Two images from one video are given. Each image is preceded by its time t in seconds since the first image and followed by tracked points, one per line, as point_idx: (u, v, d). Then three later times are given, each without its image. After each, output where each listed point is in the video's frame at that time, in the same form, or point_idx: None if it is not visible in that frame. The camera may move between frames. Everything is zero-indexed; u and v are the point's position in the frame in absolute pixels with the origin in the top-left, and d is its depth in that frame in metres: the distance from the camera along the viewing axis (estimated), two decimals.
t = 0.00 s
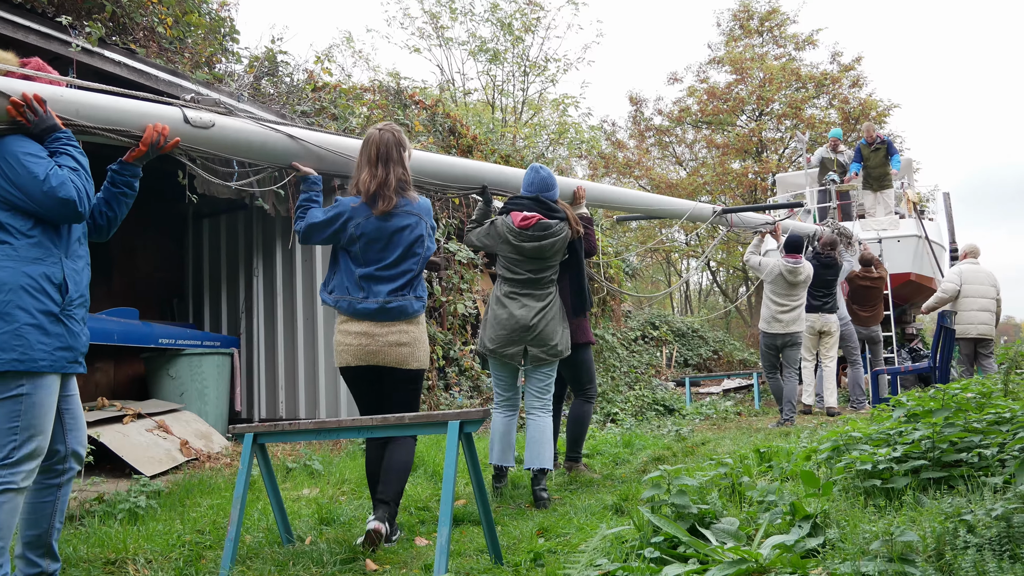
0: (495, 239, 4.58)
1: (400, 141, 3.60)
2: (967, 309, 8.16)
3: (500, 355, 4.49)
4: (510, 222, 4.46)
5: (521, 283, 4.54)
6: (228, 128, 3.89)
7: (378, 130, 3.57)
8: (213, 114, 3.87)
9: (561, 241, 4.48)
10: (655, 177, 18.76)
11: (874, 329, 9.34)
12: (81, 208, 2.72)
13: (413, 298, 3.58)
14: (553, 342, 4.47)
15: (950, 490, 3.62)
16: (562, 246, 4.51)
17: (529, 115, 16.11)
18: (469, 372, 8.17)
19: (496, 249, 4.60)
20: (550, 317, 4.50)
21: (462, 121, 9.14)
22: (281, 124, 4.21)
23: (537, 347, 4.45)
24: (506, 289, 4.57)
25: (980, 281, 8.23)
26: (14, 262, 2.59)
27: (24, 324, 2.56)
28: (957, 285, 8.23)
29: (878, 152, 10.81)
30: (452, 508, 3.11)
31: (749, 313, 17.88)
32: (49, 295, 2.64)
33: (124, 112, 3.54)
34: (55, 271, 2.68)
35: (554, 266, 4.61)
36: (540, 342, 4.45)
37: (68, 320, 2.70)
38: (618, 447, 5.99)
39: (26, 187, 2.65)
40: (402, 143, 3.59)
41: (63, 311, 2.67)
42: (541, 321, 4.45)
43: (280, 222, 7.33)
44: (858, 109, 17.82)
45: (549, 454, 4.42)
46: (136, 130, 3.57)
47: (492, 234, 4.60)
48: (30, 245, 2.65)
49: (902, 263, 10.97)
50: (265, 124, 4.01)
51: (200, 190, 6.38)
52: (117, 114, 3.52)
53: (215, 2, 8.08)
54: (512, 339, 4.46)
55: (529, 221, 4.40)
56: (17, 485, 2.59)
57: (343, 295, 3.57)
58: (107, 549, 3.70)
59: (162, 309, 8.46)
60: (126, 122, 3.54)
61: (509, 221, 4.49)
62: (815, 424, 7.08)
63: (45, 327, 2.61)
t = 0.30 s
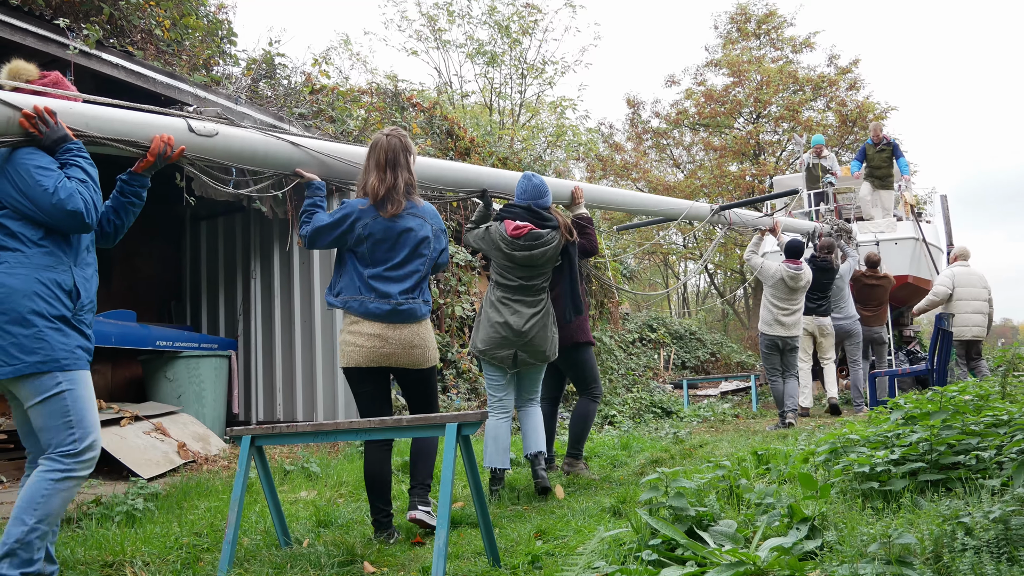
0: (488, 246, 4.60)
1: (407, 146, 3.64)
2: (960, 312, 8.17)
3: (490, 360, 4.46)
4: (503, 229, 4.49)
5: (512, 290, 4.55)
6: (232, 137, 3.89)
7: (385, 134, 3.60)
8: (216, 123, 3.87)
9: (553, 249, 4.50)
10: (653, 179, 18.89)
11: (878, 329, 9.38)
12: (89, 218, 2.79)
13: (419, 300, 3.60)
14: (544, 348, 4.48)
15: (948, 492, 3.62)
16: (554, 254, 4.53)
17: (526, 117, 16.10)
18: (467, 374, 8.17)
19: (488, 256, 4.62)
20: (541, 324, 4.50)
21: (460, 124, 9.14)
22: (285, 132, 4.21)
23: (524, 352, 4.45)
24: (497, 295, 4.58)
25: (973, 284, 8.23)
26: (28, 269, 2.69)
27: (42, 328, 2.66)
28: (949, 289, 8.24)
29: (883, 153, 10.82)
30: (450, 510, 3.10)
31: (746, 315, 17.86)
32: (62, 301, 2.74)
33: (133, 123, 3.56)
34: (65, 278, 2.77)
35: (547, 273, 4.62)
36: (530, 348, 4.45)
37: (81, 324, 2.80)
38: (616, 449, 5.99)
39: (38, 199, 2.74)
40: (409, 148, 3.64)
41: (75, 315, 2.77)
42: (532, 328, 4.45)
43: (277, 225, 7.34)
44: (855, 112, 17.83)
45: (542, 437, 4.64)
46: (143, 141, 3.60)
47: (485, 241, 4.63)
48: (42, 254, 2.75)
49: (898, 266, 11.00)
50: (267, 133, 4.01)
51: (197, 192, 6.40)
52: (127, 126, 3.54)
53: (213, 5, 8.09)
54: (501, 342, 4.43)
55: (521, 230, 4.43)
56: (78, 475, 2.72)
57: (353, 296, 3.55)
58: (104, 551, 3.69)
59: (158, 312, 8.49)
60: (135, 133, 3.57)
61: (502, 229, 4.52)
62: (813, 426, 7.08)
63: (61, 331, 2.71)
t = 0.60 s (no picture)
0: (496, 252, 4.62)
1: (420, 153, 3.69)
2: (961, 312, 8.17)
3: (501, 363, 4.63)
4: (511, 238, 4.48)
5: (521, 296, 4.63)
6: (247, 139, 3.87)
7: (400, 142, 3.66)
8: (231, 126, 3.86)
9: (561, 256, 4.52)
10: (652, 180, 18.93)
11: (880, 327, 9.41)
12: (111, 219, 2.83)
13: (434, 297, 3.72)
14: (553, 351, 4.61)
15: (947, 493, 3.63)
16: (561, 259, 4.56)
17: (526, 118, 16.10)
18: (466, 376, 8.17)
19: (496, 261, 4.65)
20: (550, 327, 4.61)
21: (459, 125, 9.14)
22: (296, 133, 4.19)
23: (536, 356, 4.58)
24: (506, 299, 4.67)
25: (976, 285, 8.22)
26: (51, 272, 2.74)
27: (64, 330, 2.70)
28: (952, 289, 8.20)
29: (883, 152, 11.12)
30: (449, 511, 3.09)
31: (745, 316, 17.87)
32: (84, 304, 2.78)
33: (151, 125, 3.52)
34: (86, 281, 2.82)
35: (555, 278, 4.69)
36: (542, 352, 4.59)
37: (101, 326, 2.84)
38: (615, 450, 5.99)
39: (61, 202, 2.79)
40: (422, 155, 3.69)
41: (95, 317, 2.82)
42: (542, 332, 4.56)
43: (276, 226, 7.31)
44: (854, 113, 17.82)
45: (549, 451, 4.64)
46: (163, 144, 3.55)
47: (492, 246, 4.65)
48: (65, 257, 2.79)
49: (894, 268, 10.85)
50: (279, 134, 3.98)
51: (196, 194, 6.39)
52: (145, 127, 3.50)
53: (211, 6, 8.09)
54: (513, 347, 4.58)
55: (529, 240, 4.41)
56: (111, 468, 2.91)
57: (370, 297, 3.63)
58: (103, 553, 3.69)
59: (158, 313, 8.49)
60: (152, 135, 3.52)
61: (510, 238, 4.50)
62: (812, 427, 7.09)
63: (81, 334, 2.75)
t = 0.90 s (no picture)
0: (495, 257, 4.69)
1: (437, 162, 3.84)
2: (963, 313, 8.18)
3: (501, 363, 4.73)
4: (507, 245, 4.53)
5: (519, 299, 4.70)
6: (261, 140, 3.86)
7: (416, 150, 3.80)
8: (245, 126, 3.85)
9: (556, 261, 4.53)
10: (650, 181, 18.88)
11: (880, 327, 9.43)
12: (136, 212, 2.93)
13: (447, 302, 3.86)
14: (551, 355, 4.64)
15: (944, 493, 3.63)
16: (558, 263, 4.57)
17: (524, 120, 16.09)
18: (463, 377, 8.16)
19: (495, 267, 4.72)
20: (548, 331, 4.64)
21: (456, 126, 9.16)
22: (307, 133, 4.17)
23: (535, 360, 4.62)
24: (506, 303, 4.75)
25: (979, 286, 8.21)
26: (76, 271, 2.81)
27: (88, 328, 2.77)
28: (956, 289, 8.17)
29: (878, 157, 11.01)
30: (447, 512, 3.09)
31: (743, 318, 17.87)
32: (108, 302, 2.85)
33: (169, 127, 3.53)
34: (109, 280, 2.89)
35: (554, 282, 4.72)
36: (538, 353, 4.61)
37: (124, 325, 2.91)
38: (614, 451, 5.99)
39: (86, 198, 2.87)
40: (439, 164, 3.83)
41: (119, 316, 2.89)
42: (538, 334, 4.60)
43: (274, 226, 7.31)
44: (851, 114, 17.83)
45: (544, 453, 4.59)
46: (178, 146, 3.57)
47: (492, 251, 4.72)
48: (88, 257, 2.87)
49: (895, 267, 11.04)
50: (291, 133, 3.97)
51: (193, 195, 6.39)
52: (162, 129, 3.51)
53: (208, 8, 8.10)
54: (510, 347, 4.66)
55: (523, 247, 4.45)
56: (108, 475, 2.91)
57: (387, 299, 3.74)
58: (100, 555, 3.68)
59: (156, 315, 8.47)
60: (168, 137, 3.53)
61: (507, 244, 4.56)
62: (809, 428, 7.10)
63: (104, 332, 2.82)
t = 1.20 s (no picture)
0: (493, 261, 4.71)
1: (439, 168, 3.86)
2: (965, 314, 8.18)
3: (502, 364, 4.78)
4: (502, 250, 4.54)
5: (517, 302, 4.72)
6: (267, 145, 3.91)
7: (420, 157, 3.83)
8: (251, 132, 3.90)
9: (552, 264, 4.53)
10: (648, 182, 18.98)
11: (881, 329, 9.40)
12: (147, 213, 2.96)
13: (447, 305, 3.87)
14: (551, 356, 4.66)
15: (942, 494, 3.64)
16: (554, 266, 4.56)
17: (522, 120, 16.10)
18: (462, 378, 8.16)
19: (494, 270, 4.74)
20: (546, 333, 4.66)
21: (455, 127, 9.18)
22: (312, 139, 4.22)
23: (535, 361, 4.66)
24: (506, 305, 4.77)
25: (981, 287, 8.19)
26: (88, 272, 2.84)
27: (99, 327, 2.79)
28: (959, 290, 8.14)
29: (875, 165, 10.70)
30: (445, 513, 3.09)
31: (742, 319, 17.86)
32: (118, 303, 2.88)
33: (180, 134, 3.58)
34: (121, 281, 2.92)
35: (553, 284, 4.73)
36: (537, 354, 4.63)
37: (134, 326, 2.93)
38: (613, 452, 6.00)
39: (99, 200, 2.90)
40: (441, 170, 3.86)
41: (130, 317, 2.90)
42: (535, 335, 4.62)
43: (272, 227, 7.32)
44: (850, 115, 17.82)
45: (544, 453, 4.54)
46: (188, 150, 3.62)
47: (490, 254, 4.74)
48: (100, 258, 2.89)
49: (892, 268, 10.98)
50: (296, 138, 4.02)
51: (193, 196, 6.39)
52: (172, 135, 3.56)
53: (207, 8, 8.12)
54: (509, 348, 4.71)
55: (517, 252, 4.46)
56: (106, 476, 2.90)
57: (388, 300, 3.76)
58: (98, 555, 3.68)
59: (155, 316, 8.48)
60: (179, 143, 3.58)
61: (503, 249, 4.57)
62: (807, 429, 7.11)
63: (115, 332, 2.83)
